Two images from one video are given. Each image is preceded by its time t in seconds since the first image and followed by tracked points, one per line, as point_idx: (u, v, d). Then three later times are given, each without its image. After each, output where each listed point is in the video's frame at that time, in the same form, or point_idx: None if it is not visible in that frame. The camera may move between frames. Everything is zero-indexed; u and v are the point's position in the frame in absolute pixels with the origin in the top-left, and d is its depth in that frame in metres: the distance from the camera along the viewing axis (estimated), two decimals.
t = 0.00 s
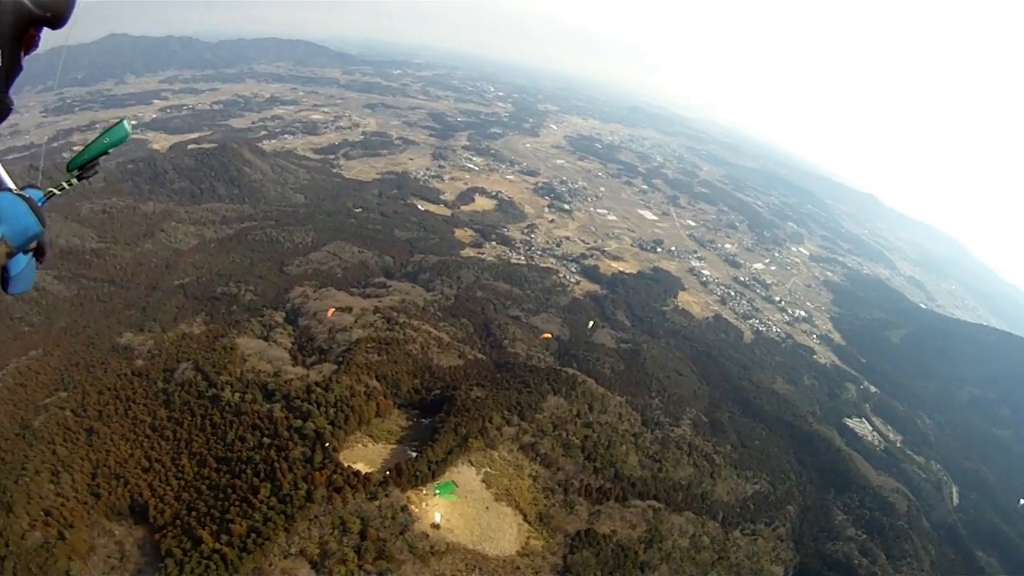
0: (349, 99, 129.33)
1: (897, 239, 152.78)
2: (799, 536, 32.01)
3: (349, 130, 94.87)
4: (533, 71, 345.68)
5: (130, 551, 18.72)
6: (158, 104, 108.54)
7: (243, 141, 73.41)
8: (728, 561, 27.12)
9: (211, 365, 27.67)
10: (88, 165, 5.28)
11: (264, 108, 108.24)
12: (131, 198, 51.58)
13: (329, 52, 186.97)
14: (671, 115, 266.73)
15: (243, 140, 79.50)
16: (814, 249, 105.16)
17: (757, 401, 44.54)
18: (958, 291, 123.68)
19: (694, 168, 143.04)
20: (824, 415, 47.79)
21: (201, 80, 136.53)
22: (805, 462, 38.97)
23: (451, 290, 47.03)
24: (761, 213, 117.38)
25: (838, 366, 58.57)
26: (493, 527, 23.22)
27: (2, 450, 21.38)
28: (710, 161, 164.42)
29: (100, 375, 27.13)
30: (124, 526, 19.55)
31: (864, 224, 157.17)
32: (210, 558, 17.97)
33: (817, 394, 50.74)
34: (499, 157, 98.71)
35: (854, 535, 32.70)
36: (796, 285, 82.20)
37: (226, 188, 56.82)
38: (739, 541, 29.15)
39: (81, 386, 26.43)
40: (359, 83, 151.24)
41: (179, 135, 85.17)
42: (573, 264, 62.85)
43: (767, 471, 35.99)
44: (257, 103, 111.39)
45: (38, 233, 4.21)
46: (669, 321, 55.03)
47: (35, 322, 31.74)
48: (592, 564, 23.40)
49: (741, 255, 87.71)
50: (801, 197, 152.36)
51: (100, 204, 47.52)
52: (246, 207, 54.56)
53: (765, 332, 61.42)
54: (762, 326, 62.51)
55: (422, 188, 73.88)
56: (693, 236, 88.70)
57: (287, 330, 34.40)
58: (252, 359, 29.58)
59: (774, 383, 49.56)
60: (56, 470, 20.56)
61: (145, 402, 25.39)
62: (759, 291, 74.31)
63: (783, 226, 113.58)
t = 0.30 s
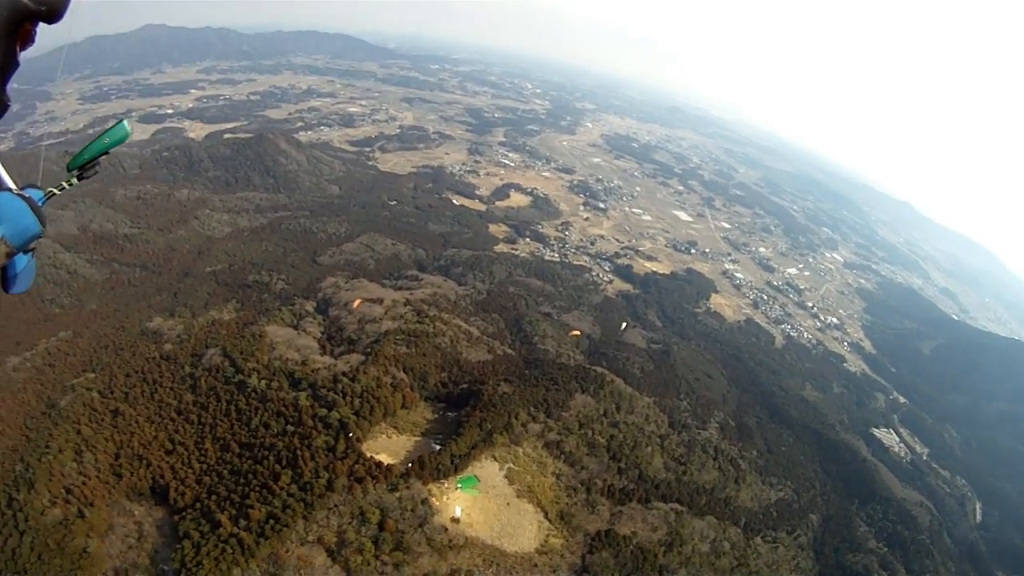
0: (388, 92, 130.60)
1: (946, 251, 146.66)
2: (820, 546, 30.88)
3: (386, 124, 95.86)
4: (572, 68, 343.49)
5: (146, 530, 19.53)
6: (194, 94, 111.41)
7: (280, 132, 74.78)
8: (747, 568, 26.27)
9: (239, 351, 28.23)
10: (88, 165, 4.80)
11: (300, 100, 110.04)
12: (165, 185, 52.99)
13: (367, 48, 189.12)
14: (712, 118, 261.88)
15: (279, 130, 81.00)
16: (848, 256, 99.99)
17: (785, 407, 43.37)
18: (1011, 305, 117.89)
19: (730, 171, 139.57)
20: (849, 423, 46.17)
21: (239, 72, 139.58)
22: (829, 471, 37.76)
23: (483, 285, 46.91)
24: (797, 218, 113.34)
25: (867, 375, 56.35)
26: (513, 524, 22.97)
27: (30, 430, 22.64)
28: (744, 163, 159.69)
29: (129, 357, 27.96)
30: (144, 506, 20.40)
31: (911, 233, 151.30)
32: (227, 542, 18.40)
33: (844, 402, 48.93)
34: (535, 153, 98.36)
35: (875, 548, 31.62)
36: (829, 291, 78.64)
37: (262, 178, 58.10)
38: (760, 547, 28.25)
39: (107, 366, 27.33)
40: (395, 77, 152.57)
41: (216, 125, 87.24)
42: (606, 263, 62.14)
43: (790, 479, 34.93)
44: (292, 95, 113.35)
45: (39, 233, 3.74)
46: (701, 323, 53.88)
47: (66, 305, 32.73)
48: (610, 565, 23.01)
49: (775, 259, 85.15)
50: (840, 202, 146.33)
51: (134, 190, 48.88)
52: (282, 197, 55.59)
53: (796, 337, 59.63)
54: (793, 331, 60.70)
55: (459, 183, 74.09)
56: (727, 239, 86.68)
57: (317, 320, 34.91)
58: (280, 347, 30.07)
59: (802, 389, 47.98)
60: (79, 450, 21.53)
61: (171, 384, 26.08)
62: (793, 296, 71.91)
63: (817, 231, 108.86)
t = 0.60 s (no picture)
0: (433, 85, 131.46)
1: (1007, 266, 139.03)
2: (847, 560, 29.65)
3: (429, 118, 96.50)
4: (619, 63, 338.26)
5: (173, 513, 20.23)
6: (239, 86, 114.42)
7: (324, 124, 76.07)
8: None
9: (275, 340, 28.81)
10: (87, 164, 5.14)
11: (344, 93, 111.69)
12: (208, 174, 54.53)
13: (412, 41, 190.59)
14: (762, 117, 254.38)
15: (323, 122, 82.41)
16: (891, 261, 94.07)
17: (822, 415, 42.14)
18: None
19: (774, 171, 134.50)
20: (884, 433, 44.19)
21: (283, 65, 142.80)
22: (860, 482, 36.29)
23: (523, 281, 46.45)
24: (840, 220, 108.00)
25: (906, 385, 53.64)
26: (540, 524, 22.49)
27: (65, 411, 23.69)
28: (789, 164, 153.11)
29: (165, 343, 28.85)
30: (172, 489, 21.15)
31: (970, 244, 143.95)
32: (252, 528, 18.82)
33: (880, 412, 46.85)
34: (579, 149, 97.33)
35: (902, 564, 30.53)
36: (870, 296, 74.26)
37: (304, 169, 59.36)
38: (788, 558, 27.16)
39: (143, 350, 28.27)
40: (438, 70, 153.41)
41: (260, 116, 89.37)
42: (648, 262, 60.95)
43: (822, 489, 33.58)
44: (336, 87, 115.23)
45: (39, 231, 3.80)
46: (742, 327, 52.17)
47: (105, 290, 33.82)
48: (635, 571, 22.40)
49: (818, 262, 81.44)
50: (888, 206, 138.47)
51: (177, 179, 50.37)
52: (325, 189, 56.56)
53: (835, 343, 57.22)
54: (833, 337, 58.24)
55: (502, 177, 73.91)
56: (771, 240, 83.75)
57: (355, 311, 35.34)
58: (317, 337, 30.52)
59: (838, 397, 46.10)
60: (111, 432, 22.44)
61: (207, 370, 26.84)
62: (834, 301, 68.60)
63: (860, 234, 103.05)
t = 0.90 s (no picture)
0: (470, 93, 132.57)
1: None
2: None
3: (466, 126, 97.28)
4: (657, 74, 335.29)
5: (192, 508, 20.65)
6: (276, 90, 117.25)
7: (361, 129, 77.32)
8: None
9: (304, 342, 29.11)
10: (87, 163, 5.16)
11: (381, 99, 113.42)
12: (244, 176, 55.90)
13: (449, 49, 192.52)
14: (804, 130, 248.47)
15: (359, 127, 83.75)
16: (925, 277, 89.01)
17: (852, 433, 40.30)
18: None
19: (811, 184, 130.28)
20: (913, 454, 42.23)
21: (321, 71, 145.88)
22: (888, 504, 34.72)
23: (557, 290, 45.97)
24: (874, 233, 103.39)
25: (936, 405, 51.23)
26: (562, 536, 21.98)
27: (92, 402, 24.54)
28: (824, 176, 147.50)
29: (195, 340, 29.51)
30: (194, 484, 21.60)
31: None
32: (270, 527, 18.99)
33: (909, 432, 44.74)
34: (615, 159, 96.69)
35: None
36: (904, 313, 70.35)
37: (341, 174, 60.49)
38: None
39: (173, 347, 28.95)
40: (475, 78, 154.66)
41: (296, 120, 91.28)
42: (682, 274, 59.84)
43: (847, 509, 32.26)
44: (373, 94, 117.10)
45: (38, 231, 3.61)
46: (775, 341, 50.53)
47: (137, 286, 34.73)
48: None
49: (852, 278, 77.71)
50: (926, 220, 132.05)
51: (212, 180, 51.68)
52: (361, 194, 57.39)
53: (868, 360, 54.82)
54: (866, 354, 55.81)
55: (538, 187, 73.78)
56: (805, 254, 80.76)
57: (387, 316, 35.57)
58: (346, 341, 30.72)
59: (869, 415, 44.14)
60: (136, 425, 23.12)
61: (235, 369, 27.31)
62: (867, 316, 65.63)
63: (895, 249, 98.16)
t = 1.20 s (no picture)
0: (510, 110, 133.71)
1: None
2: None
3: (506, 142, 98.07)
4: (700, 93, 332.61)
5: (214, 510, 21.00)
6: (317, 103, 120.44)
7: (401, 143, 78.70)
8: None
9: (337, 352, 29.37)
10: (88, 165, 4.97)
11: (422, 114, 115.29)
12: (284, 186, 57.36)
13: (490, 66, 194.86)
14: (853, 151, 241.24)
15: (399, 141, 85.33)
16: (963, 299, 83.85)
17: (885, 458, 38.83)
18: None
19: (858, 205, 125.82)
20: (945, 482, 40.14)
21: (362, 85, 149.27)
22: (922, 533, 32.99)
23: (594, 307, 45.40)
24: (913, 252, 98.73)
25: (973, 431, 48.49)
26: (588, 556, 21.42)
27: (122, 401, 25.29)
28: (870, 195, 141.96)
29: (229, 345, 30.18)
30: (217, 487, 22.06)
31: None
32: (291, 534, 19.04)
33: (943, 457, 42.78)
34: (656, 177, 95.72)
35: None
36: (941, 336, 66.75)
37: (381, 188, 61.69)
38: None
39: (206, 350, 29.64)
40: (515, 95, 155.98)
41: (337, 133, 93.45)
42: (720, 293, 58.40)
43: (879, 538, 30.77)
44: (414, 108, 119.22)
45: (40, 232, 3.34)
46: (812, 364, 48.57)
47: (174, 290, 35.88)
48: None
49: (890, 299, 73.85)
50: (968, 239, 125.70)
51: (252, 189, 53.17)
52: (401, 207, 58.24)
53: (904, 383, 52.30)
54: (903, 377, 53.07)
55: (577, 203, 73.62)
56: (843, 275, 76.93)
57: (422, 329, 35.66)
58: (379, 352, 30.81)
59: (903, 440, 42.26)
60: (164, 425, 23.76)
61: (266, 375, 27.76)
62: (904, 338, 62.41)
63: (934, 269, 93.16)
